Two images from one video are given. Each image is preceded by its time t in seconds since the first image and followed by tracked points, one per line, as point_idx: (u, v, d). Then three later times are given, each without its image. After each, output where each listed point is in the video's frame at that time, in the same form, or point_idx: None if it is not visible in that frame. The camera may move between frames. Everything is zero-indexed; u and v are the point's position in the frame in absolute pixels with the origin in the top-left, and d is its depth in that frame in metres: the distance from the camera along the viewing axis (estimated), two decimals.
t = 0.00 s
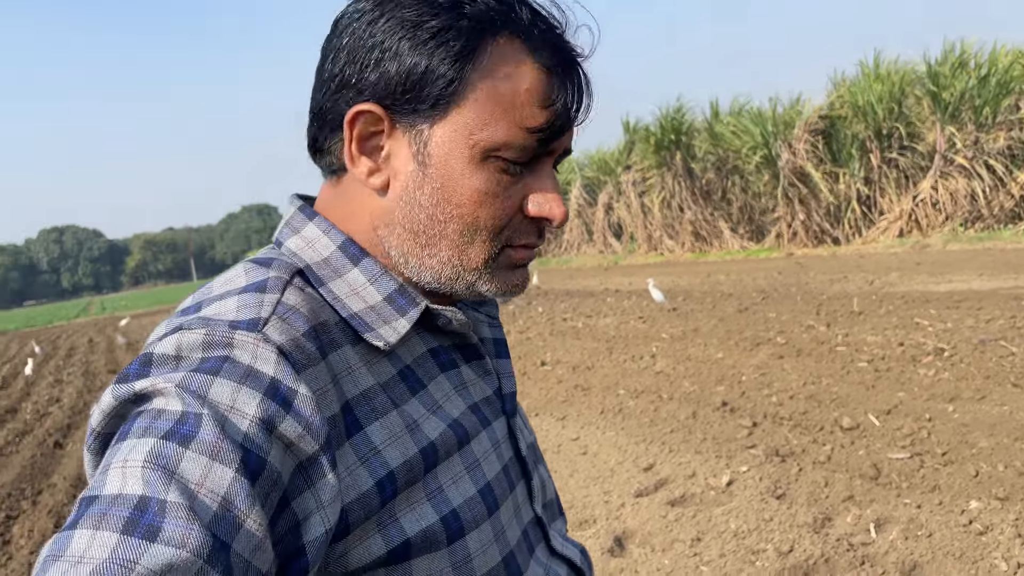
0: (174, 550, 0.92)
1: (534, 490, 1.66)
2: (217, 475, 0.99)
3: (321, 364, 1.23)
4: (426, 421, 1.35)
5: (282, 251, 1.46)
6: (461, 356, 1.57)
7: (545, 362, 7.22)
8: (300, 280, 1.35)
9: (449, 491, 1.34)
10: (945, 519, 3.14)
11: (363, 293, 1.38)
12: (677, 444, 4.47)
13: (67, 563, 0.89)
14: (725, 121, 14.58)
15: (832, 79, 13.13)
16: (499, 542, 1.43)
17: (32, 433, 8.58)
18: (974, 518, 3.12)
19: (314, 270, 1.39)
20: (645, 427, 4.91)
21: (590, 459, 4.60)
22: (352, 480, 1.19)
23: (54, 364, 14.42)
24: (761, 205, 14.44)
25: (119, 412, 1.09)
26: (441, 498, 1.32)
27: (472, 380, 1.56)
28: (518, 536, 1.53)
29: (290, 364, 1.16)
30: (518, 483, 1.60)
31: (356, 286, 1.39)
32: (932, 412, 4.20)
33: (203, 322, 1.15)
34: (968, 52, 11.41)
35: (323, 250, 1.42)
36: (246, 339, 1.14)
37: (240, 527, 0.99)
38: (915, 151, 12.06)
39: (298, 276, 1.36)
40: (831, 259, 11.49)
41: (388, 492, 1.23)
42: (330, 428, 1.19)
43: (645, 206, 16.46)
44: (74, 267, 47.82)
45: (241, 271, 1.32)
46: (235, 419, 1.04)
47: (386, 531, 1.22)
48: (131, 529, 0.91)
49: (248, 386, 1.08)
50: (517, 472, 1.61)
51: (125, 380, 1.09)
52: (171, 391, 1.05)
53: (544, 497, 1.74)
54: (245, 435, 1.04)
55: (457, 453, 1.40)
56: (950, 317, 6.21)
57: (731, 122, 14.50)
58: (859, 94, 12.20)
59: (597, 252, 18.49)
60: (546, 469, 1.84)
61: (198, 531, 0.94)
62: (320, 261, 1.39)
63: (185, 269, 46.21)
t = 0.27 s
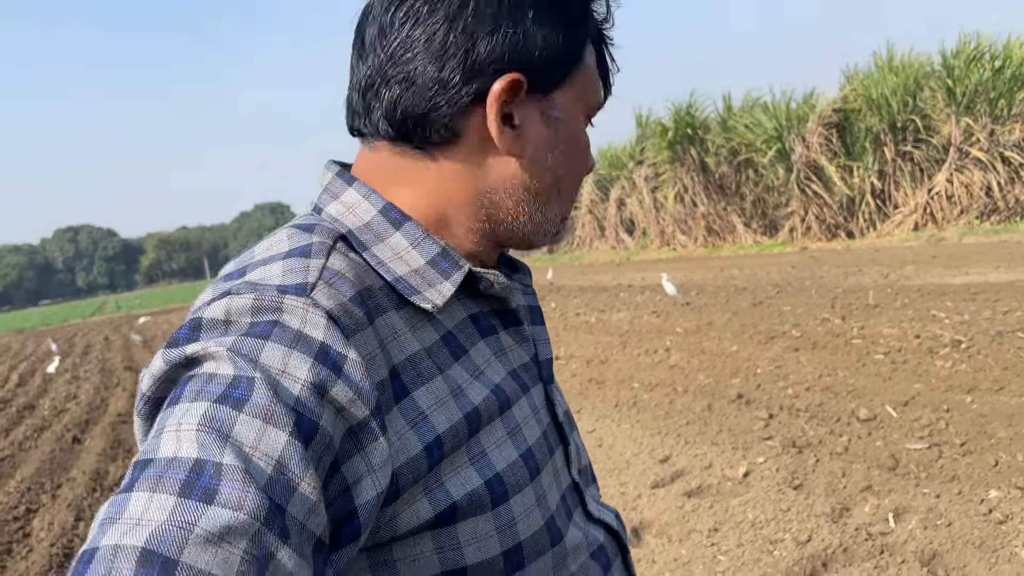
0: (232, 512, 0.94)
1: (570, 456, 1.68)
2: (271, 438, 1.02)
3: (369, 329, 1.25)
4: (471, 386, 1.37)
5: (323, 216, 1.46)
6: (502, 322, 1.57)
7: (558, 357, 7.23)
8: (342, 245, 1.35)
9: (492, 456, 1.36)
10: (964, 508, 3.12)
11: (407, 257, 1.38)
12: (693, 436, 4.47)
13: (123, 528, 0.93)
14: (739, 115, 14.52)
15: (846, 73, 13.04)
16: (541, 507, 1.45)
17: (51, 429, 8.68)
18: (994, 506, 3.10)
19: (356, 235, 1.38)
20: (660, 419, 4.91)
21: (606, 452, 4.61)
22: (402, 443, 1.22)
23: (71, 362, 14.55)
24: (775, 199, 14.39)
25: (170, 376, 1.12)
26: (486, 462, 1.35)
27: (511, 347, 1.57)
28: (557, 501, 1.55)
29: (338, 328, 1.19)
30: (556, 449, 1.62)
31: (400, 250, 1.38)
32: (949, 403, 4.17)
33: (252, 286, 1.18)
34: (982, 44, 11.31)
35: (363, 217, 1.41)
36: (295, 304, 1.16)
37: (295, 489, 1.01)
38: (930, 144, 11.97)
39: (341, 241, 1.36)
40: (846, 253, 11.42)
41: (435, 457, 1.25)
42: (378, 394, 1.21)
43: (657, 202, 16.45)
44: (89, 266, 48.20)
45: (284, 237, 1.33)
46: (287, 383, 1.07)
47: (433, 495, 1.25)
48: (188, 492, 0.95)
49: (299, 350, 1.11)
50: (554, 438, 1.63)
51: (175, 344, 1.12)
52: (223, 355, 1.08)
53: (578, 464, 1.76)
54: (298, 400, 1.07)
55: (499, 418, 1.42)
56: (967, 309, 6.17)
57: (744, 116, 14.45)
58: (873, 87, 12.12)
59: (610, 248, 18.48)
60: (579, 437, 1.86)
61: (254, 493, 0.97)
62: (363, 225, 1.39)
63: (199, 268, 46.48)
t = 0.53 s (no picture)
0: (353, 484, 0.94)
1: (588, 439, 1.70)
2: (376, 414, 1.01)
3: (428, 315, 1.24)
4: (510, 369, 1.37)
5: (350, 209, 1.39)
6: (527, 310, 1.58)
7: (573, 354, 7.24)
8: (383, 237, 1.29)
9: (533, 436, 1.37)
10: (980, 505, 3.10)
11: (445, 245, 1.34)
12: (708, 432, 4.46)
13: (249, 504, 0.92)
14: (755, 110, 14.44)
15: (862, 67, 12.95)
16: (572, 485, 1.47)
17: (71, 425, 8.81)
18: (1009, 503, 3.08)
19: (394, 227, 1.32)
20: (674, 415, 4.91)
21: (620, 448, 4.61)
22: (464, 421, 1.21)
23: (92, 359, 14.74)
24: (791, 194, 14.31)
25: (255, 362, 1.08)
26: (528, 442, 1.36)
27: (535, 334, 1.57)
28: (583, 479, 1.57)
29: (411, 313, 1.18)
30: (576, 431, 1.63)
31: (439, 240, 1.33)
32: (967, 399, 4.14)
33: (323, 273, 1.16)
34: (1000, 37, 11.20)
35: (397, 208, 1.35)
36: (374, 289, 1.15)
37: (400, 464, 1.01)
38: (947, 138, 11.85)
39: (381, 234, 1.30)
40: (862, 248, 11.34)
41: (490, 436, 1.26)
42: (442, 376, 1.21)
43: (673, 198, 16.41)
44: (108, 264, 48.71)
45: (329, 232, 1.28)
46: (382, 360, 1.06)
47: (486, 473, 1.25)
48: (307, 466, 0.93)
49: (385, 333, 1.10)
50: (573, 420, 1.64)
51: (259, 332, 1.08)
52: (317, 337, 1.05)
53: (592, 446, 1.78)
54: (391, 378, 1.07)
55: (531, 401, 1.43)
56: (986, 304, 6.12)
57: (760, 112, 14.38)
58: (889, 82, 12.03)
59: (624, 244, 18.45)
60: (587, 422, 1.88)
61: (369, 465, 0.96)
62: (398, 218, 1.33)
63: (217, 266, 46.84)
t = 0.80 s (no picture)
0: (379, 450, 0.96)
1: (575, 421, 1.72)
2: (394, 388, 1.03)
3: (430, 300, 1.26)
4: (503, 352, 1.40)
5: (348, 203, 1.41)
6: (515, 300, 1.60)
7: (590, 351, 7.25)
8: (381, 233, 1.31)
9: (526, 415, 1.40)
10: (994, 502, 3.08)
11: (439, 240, 1.36)
12: (722, 428, 4.46)
13: (283, 470, 0.93)
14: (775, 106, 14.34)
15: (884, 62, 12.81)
16: (561, 462, 1.49)
17: (95, 420, 8.95)
18: None
19: (392, 222, 1.34)
20: (689, 412, 4.91)
21: (634, 444, 4.62)
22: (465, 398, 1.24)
23: (117, 355, 14.95)
24: (812, 190, 14.19)
25: (274, 345, 1.09)
26: (521, 420, 1.39)
27: (523, 322, 1.60)
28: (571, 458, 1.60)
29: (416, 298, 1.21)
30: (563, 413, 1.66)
31: (433, 234, 1.35)
32: (984, 396, 4.10)
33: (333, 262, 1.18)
34: None
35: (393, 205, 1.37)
36: (383, 275, 1.18)
37: (416, 433, 1.04)
38: (971, 133, 11.70)
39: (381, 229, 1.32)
40: (884, 244, 11.22)
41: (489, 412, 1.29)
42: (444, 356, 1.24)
43: (692, 194, 16.34)
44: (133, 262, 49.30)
45: (331, 228, 1.30)
46: (397, 339, 1.09)
47: (485, 449, 1.29)
48: (335, 436, 0.95)
49: (396, 316, 1.13)
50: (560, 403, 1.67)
51: (280, 314, 1.09)
52: (336, 318, 1.07)
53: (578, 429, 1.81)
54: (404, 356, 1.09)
55: (523, 382, 1.45)
56: (1008, 300, 6.04)
57: (780, 107, 14.27)
58: (911, 77, 11.90)
59: (644, 240, 18.40)
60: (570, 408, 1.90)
61: (392, 435, 0.99)
62: (394, 214, 1.35)
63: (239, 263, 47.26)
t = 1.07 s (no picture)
0: (339, 469, 1.01)
1: (558, 433, 1.73)
2: (358, 411, 1.08)
3: (405, 324, 1.30)
4: (480, 370, 1.43)
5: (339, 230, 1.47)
6: (496, 319, 1.62)
7: (610, 350, 7.26)
8: (364, 259, 1.36)
9: (503, 431, 1.43)
10: (1012, 506, 3.05)
11: (421, 264, 1.40)
12: (739, 429, 4.46)
13: (249, 487, 0.99)
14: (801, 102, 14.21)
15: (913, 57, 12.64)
16: (538, 475, 1.51)
17: (125, 416, 9.11)
18: None
19: (377, 248, 1.40)
20: (707, 413, 4.91)
21: (653, 444, 4.62)
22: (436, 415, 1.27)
23: (147, 351, 15.17)
24: (839, 187, 14.05)
25: (253, 367, 1.16)
26: (497, 435, 1.41)
27: (505, 340, 1.61)
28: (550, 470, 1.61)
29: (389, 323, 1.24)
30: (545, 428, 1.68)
31: (415, 259, 1.40)
32: (1006, 398, 4.06)
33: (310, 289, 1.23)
34: None
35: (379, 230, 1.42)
36: (356, 302, 1.22)
37: (380, 452, 1.08)
38: (1001, 130, 11.52)
39: (364, 256, 1.37)
40: (912, 242, 11.08)
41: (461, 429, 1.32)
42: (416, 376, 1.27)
43: (717, 191, 16.26)
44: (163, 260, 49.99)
45: (316, 254, 1.35)
46: (364, 364, 1.13)
47: (458, 463, 1.32)
48: (300, 455, 1.00)
49: (366, 340, 1.18)
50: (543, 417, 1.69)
51: (258, 340, 1.15)
52: (307, 345, 1.12)
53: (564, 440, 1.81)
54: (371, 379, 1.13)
55: (502, 399, 1.48)
56: None
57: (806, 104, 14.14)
58: (940, 72, 11.75)
59: (668, 238, 18.32)
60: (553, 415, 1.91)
61: (353, 455, 1.04)
62: (378, 240, 1.40)
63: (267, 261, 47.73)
